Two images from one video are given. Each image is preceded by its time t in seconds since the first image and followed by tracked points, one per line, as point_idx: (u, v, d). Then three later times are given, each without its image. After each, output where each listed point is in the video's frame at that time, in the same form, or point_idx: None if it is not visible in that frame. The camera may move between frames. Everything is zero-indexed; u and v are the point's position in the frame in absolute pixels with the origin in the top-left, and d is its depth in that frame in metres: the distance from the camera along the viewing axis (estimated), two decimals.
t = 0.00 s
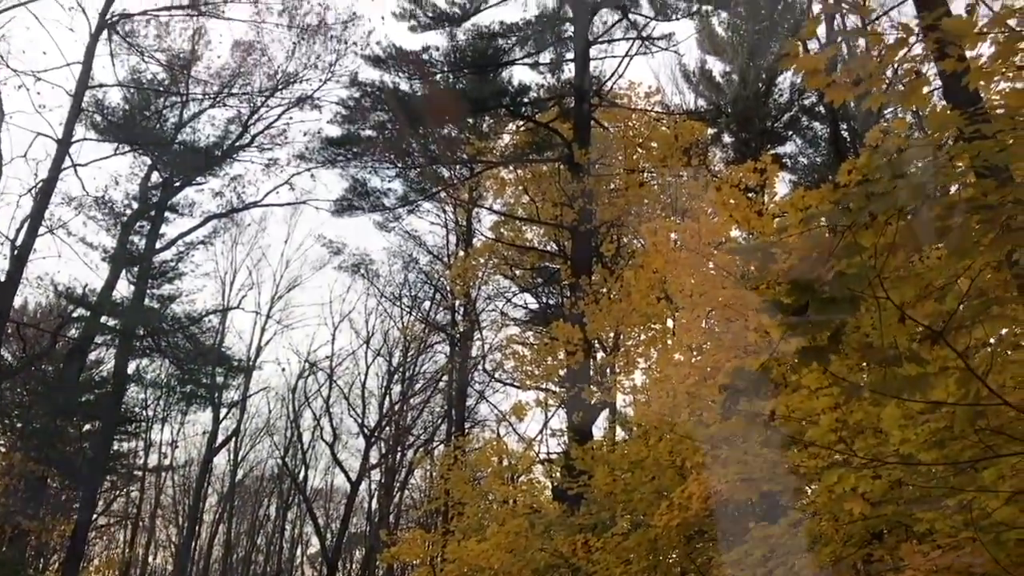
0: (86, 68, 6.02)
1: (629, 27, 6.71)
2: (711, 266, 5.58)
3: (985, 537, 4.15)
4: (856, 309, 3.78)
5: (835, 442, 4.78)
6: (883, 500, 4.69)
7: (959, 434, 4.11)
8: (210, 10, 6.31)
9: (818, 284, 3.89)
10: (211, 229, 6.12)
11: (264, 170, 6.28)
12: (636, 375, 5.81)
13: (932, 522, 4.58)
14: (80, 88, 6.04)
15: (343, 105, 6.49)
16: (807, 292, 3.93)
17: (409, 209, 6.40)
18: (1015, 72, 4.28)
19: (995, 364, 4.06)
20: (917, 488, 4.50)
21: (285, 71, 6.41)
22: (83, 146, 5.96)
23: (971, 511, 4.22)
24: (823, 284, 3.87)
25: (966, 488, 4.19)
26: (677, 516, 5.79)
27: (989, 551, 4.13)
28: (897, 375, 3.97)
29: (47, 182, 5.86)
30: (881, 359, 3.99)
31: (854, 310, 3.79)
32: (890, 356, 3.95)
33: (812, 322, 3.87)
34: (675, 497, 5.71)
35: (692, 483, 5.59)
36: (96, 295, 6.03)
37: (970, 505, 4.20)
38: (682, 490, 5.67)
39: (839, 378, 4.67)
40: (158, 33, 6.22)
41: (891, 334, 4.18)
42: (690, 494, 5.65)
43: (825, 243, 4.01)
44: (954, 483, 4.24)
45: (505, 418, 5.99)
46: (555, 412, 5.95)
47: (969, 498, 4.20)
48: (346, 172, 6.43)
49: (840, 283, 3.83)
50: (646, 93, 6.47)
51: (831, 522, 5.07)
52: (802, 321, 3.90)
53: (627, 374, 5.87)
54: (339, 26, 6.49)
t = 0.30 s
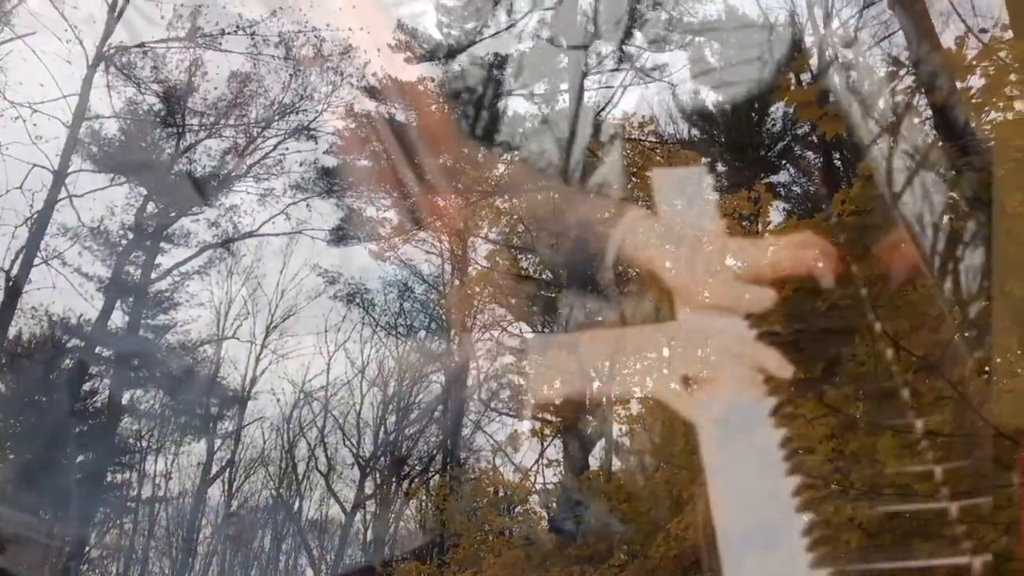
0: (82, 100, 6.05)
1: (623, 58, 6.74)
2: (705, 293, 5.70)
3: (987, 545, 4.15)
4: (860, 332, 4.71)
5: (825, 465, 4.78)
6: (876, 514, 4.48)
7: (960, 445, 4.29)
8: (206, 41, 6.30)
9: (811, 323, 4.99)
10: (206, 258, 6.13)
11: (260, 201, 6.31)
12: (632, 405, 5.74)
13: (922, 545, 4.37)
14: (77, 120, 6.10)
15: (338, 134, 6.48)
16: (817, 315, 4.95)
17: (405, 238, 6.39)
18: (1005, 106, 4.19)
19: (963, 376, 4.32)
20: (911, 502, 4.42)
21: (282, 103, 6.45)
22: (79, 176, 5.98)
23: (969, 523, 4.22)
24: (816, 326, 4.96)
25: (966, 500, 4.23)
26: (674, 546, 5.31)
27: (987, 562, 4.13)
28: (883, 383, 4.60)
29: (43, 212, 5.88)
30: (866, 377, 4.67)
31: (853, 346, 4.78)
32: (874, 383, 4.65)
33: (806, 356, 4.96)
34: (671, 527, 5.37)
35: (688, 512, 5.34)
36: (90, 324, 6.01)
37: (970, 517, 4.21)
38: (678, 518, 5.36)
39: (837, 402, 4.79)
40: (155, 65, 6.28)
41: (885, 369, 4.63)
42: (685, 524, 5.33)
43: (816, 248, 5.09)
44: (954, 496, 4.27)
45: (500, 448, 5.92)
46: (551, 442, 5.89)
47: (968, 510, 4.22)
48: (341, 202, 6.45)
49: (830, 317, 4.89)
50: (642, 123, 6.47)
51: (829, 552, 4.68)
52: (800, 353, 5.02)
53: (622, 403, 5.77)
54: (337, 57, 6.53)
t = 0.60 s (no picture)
0: (78, 137, 6.07)
1: (616, 95, 6.93)
2: (701, 327, 5.68)
3: (988, 546, 4.25)
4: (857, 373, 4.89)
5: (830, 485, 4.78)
6: (877, 511, 4.53)
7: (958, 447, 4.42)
8: (202, 79, 6.38)
9: (810, 352, 5.07)
10: (200, 294, 6.11)
11: (255, 236, 6.31)
12: (629, 440, 5.88)
13: (926, 538, 4.42)
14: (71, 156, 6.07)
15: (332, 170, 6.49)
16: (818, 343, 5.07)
17: (400, 273, 6.43)
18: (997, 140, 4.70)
19: (970, 382, 4.46)
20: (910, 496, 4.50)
21: (277, 138, 6.43)
22: (74, 213, 5.98)
23: (968, 522, 4.31)
24: (814, 360, 5.05)
25: (966, 499, 4.34)
26: None
27: (987, 561, 4.24)
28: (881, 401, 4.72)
29: (36, 248, 5.85)
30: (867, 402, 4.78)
31: (844, 384, 4.91)
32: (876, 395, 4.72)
33: (802, 392, 5.06)
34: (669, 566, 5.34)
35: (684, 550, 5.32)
36: (83, 360, 5.80)
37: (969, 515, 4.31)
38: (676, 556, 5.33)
39: (835, 438, 4.85)
40: (151, 101, 6.26)
41: (886, 391, 4.69)
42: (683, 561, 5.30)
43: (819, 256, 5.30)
44: (955, 494, 4.37)
45: (494, 484, 5.96)
46: (546, 479, 5.96)
47: (968, 509, 4.32)
48: (336, 236, 6.41)
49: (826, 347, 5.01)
50: (635, 158, 6.60)
51: (833, 551, 4.67)
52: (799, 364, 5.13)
53: (617, 439, 5.93)
54: (331, 93, 6.52)
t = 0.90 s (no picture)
0: (73, 175, 6.08)
1: (609, 130, 6.89)
2: (701, 361, 5.58)
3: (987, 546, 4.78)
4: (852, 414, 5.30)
5: (828, 505, 5.01)
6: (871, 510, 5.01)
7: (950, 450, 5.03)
8: (197, 117, 6.53)
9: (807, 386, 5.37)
10: (193, 330, 6.10)
11: (249, 272, 6.33)
12: (625, 476, 5.70)
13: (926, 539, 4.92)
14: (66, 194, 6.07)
15: (326, 206, 6.57)
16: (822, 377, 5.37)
17: (394, 308, 6.46)
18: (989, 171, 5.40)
19: (967, 395, 5.03)
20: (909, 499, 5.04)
21: (271, 174, 6.51)
22: (68, 251, 5.98)
23: (968, 522, 4.86)
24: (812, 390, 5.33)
25: (966, 501, 4.90)
26: None
27: (986, 561, 4.77)
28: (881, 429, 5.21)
29: (29, 285, 5.83)
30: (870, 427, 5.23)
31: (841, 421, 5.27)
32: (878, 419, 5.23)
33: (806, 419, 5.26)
34: None
35: None
36: (74, 399, 5.72)
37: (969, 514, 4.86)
38: None
39: (833, 465, 5.14)
40: (147, 138, 6.32)
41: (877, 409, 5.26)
42: None
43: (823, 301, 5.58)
44: (955, 495, 4.94)
45: (489, 519, 5.78)
46: (542, 515, 5.74)
47: (967, 510, 4.88)
48: (330, 271, 6.50)
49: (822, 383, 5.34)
50: (627, 193, 6.61)
51: (832, 552, 4.90)
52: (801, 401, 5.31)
53: (612, 474, 5.74)
54: (326, 130, 6.74)
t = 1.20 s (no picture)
0: (69, 212, 6.12)
1: (604, 162, 6.86)
2: (694, 390, 5.73)
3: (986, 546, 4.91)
4: (855, 434, 5.25)
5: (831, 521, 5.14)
6: (875, 511, 5.08)
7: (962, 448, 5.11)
8: (193, 151, 6.54)
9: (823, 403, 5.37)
10: (188, 366, 6.07)
11: (243, 307, 6.30)
12: (621, 509, 5.61)
13: (931, 538, 5.02)
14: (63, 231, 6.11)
15: (322, 240, 6.55)
16: (822, 401, 5.37)
17: (391, 341, 6.36)
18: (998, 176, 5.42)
19: (973, 400, 5.17)
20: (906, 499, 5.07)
21: (267, 210, 6.52)
22: (63, 287, 5.98)
23: (967, 522, 4.98)
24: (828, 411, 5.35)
25: (965, 501, 5.03)
26: None
27: (986, 561, 4.91)
28: (880, 444, 5.19)
29: (25, 321, 5.87)
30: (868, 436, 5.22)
31: (843, 436, 5.27)
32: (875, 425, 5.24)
33: (816, 431, 5.32)
34: None
35: None
36: (69, 435, 5.75)
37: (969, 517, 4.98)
38: None
39: (836, 475, 5.22)
40: (142, 173, 6.37)
41: (888, 411, 5.26)
42: None
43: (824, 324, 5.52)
44: (956, 495, 5.04)
45: (488, 556, 5.68)
46: (541, 551, 5.66)
47: (965, 510, 5.01)
48: (325, 306, 6.43)
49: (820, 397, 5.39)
50: (623, 225, 6.59)
51: (830, 552, 5.09)
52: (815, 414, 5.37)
53: (611, 509, 5.64)
54: (323, 165, 6.75)
